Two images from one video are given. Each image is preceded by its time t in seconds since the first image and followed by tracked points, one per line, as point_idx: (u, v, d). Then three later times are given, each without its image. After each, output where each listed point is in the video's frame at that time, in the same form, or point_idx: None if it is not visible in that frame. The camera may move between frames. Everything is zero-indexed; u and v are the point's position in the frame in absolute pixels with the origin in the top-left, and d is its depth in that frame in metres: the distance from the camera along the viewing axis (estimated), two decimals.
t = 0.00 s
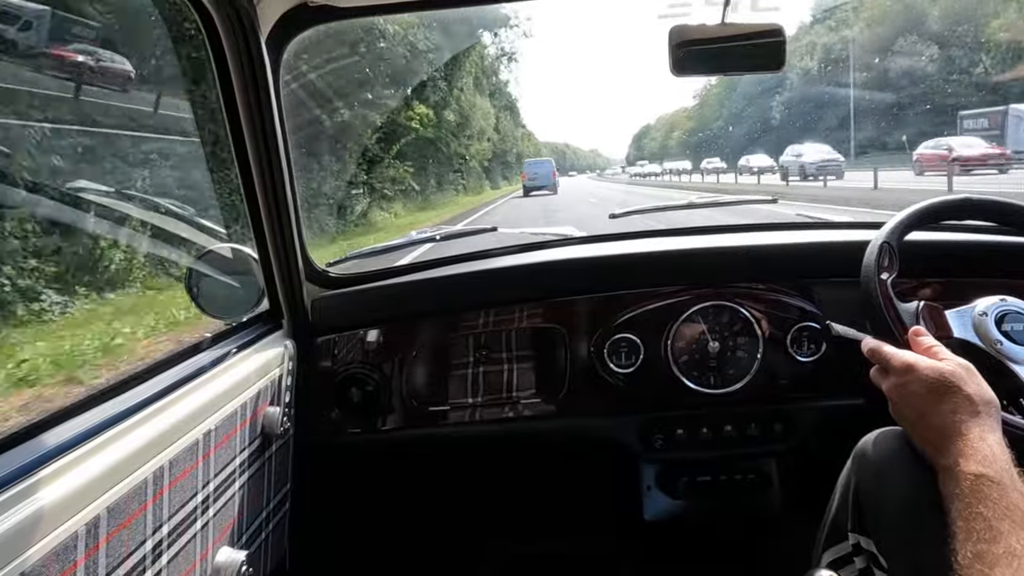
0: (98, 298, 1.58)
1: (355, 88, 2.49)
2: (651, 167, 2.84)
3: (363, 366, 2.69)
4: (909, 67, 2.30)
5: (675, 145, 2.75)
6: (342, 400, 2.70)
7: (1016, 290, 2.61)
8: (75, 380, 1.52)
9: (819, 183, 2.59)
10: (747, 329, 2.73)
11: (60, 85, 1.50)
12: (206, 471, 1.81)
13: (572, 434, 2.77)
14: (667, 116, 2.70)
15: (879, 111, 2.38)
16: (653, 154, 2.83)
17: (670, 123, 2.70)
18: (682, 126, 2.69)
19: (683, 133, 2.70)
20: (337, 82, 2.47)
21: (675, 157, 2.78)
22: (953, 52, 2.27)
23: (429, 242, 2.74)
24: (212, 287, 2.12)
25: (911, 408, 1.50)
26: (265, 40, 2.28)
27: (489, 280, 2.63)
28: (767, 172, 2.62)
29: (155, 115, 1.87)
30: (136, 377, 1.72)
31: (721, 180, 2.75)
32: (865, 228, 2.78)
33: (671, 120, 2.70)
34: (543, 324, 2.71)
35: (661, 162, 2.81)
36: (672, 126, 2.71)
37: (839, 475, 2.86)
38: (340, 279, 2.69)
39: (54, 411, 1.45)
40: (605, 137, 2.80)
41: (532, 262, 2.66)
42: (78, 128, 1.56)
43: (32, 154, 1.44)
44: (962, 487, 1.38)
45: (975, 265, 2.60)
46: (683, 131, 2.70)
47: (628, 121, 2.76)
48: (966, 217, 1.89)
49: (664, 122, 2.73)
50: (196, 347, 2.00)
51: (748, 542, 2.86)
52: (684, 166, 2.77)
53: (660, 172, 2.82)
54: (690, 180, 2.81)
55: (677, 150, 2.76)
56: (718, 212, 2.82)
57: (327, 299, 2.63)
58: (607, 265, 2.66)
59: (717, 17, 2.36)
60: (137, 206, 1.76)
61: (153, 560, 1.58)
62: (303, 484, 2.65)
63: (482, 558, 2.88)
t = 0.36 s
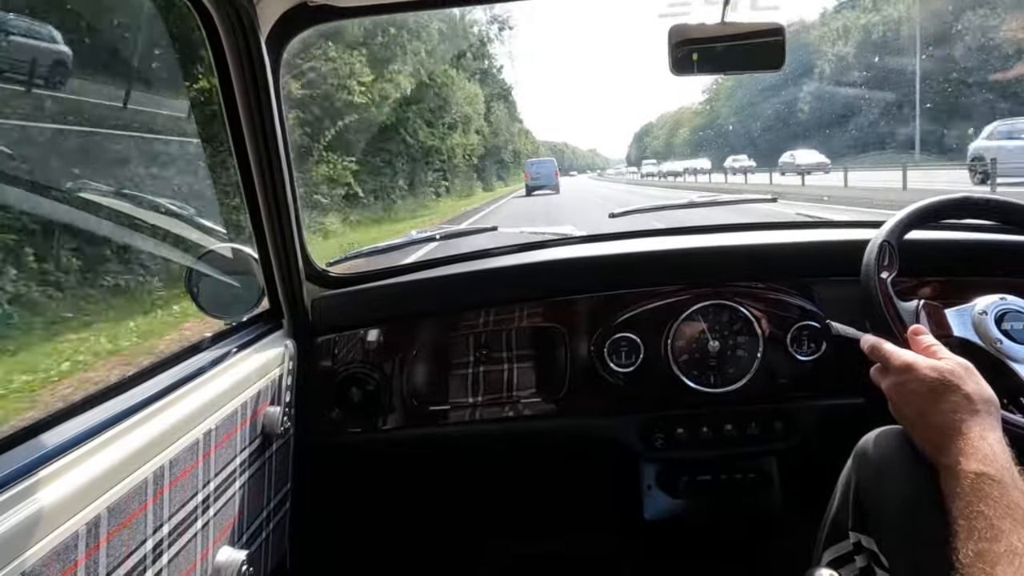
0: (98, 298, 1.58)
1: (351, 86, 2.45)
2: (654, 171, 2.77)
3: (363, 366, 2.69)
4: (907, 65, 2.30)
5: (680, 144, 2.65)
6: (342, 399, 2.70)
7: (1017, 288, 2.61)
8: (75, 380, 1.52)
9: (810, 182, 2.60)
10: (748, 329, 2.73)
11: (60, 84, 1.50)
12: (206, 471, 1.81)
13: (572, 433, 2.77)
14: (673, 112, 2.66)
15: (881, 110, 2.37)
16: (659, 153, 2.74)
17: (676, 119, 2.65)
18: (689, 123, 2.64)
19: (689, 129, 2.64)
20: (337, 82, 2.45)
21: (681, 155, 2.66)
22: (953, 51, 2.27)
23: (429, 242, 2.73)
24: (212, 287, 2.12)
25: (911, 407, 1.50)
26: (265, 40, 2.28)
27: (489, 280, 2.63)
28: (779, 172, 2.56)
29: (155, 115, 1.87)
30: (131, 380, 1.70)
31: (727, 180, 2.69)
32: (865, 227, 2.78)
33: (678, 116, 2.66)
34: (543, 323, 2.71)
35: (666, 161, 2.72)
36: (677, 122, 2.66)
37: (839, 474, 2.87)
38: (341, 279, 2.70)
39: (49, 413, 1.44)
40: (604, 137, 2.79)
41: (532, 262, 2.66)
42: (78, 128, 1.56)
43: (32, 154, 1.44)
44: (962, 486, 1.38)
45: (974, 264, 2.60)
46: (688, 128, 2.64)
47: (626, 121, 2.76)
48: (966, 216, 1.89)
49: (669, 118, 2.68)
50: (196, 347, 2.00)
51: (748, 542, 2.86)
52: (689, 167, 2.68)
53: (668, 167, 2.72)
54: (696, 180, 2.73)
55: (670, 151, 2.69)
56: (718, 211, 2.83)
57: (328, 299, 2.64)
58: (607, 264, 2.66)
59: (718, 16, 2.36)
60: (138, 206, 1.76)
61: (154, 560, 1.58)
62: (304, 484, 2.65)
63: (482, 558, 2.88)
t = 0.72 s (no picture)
0: (98, 301, 1.58)
1: (354, 89, 2.48)
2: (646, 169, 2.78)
3: (362, 367, 2.68)
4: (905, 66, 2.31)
5: (687, 144, 2.66)
6: (341, 400, 2.70)
7: (1016, 293, 2.61)
8: (73, 382, 1.52)
9: (792, 181, 2.62)
10: (747, 331, 2.73)
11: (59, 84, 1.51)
12: (204, 472, 1.81)
13: (571, 435, 2.77)
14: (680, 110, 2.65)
15: (880, 113, 2.38)
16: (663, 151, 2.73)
17: (681, 117, 2.65)
18: (697, 122, 2.64)
19: (698, 129, 2.63)
20: (336, 85, 2.47)
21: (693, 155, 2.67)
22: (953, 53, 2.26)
23: (430, 244, 2.74)
24: (211, 286, 2.12)
25: (910, 408, 1.50)
26: (266, 40, 2.28)
27: (488, 282, 2.63)
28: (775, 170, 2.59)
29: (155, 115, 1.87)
30: (128, 381, 1.69)
31: (721, 181, 2.70)
32: (864, 231, 2.79)
33: (685, 116, 2.66)
34: (543, 325, 2.71)
35: (670, 160, 2.72)
36: (682, 121, 2.66)
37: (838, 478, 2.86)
38: (340, 280, 2.70)
39: (47, 413, 1.44)
40: (601, 136, 2.78)
41: (531, 264, 2.67)
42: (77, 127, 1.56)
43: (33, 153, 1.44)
44: (961, 488, 1.38)
45: (974, 268, 2.60)
46: (696, 128, 2.64)
47: (626, 122, 2.75)
48: (968, 220, 1.89)
49: (675, 117, 2.67)
50: (195, 347, 2.00)
51: (746, 544, 2.86)
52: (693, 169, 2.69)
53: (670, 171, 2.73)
54: (704, 181, 2.72)
55: (676, 150, 2.69)
56: (717, 214, 2.83)
57: (328, 299, 2.64)
58: (606, 266, 2.66)
59: (718, 18, 2.40)
60: (137, 206, 1.76)
61: (151, 560, 1.58)
62: (303, 485, 2.65)
63: (481, 559, 2.88)
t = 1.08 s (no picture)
0: (95, 299, 1.57)
1: (348, 82, 2.43)
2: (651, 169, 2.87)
3: (360, 365, 2.69)
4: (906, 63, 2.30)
5: (693, 142, 2.68)
6: (340, 398, 2.70)
7: (1015, 291, 2.61)
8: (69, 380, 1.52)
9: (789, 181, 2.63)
10: (745, 329, 2.73)
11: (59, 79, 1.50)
12: (202, 469, 1.81)
13: (570, 433, 2.77)
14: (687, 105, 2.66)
15: (880, 112, 2.38)
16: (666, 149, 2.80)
17: (687, 115, 2.67)
18: (705, 118, 2.64)
19: (705, 126, 2.64)
20: (334, 84, 2.43)
21: (694, 155, 2.70)
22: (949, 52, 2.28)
23: (428, 241, 2.74)
24: (208, 284, 2.12)
25: (904, 407, 1.50)
26: (263, 37, 2.28)
27: (486, 280, 2.63)
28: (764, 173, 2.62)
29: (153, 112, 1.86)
30: (124, 380, 1.69)
31: (716, 181, 2.74)
32: (864, 228, 2.78)
33: (691, 112, 2.67)
34: (541, 323, 2.71)
35: (676, 158, 2.77)
36: (684, 119, 2.69)
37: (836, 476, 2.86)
38: (338, 278, 2.69)
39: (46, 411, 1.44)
40: (600, 137, 2.82)
41: (530, 262, 2.66)
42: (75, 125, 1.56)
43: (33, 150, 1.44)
44: (949, 487, 1.38)
45: (973, 266, 2.60)
46: (706, 124, 2.64)
47: (626, 123, 2.79)
48: (968, 218, 1.89)
49: (678, 114, 2.69)
50: (192, 345, 2.00)
51: (744, 543, 2.86)
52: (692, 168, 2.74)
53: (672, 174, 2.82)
54: (704, 181, 2.75)
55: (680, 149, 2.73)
56: (716, 211, 2.83)
57: (325, 297, 2.64)
58: (605, 264, 2.66)
59: (717, 16, 2.33)
60: (135, 203, 1.76)
61: (148, 558, 1.58)
62: (301, 482, 2.65)
63: (480, 554, 2.88)
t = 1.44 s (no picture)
0: (98, 302, 1.58)
1: (351, 83, 2.42)
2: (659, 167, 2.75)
3: (362, 367, 2.68)
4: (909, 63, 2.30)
5: (702, 138, 2.61)
6: (342, 400, 2.70)
7: (1018, 292, 2.61)
8: (70, 386, 1.51)
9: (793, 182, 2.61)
10: (748, 330, 2.72)
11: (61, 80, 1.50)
12: (205, 471, 1.81)
13: (572, 434, 2.77)
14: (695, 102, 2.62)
15: (884, 112, 2.36)
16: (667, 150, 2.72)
17: (694, 115, 2.63)
18: (715, 114, 2.59)
19: (716, 121, 2.58)
20: (337, 84, 2.42)
21: (703, 148, 2.62)
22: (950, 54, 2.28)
23: (430, 242, 2.74)
24: (212, 286, 2.12)
25: (909, 406, 1.50)
26: (266, 39, 2.28)
27: (489, 281, 2.63)
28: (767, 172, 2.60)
29: (157, 115, 1.87)
30: (125, 385, 1.68)
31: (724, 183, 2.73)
32: (866, 229, 2.78)
33: (697, 109, 2.63)
34: (543, 324, 2.71)
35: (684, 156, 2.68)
36: (687, 118, 2.64)
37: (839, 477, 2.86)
38: (341, 280, 2.69)
39: (47, 416, 1.43)
40: (598, 136, 2.77)
41: (532, 263, 2.66)
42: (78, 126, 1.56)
43: (37, 153, 1.44)
44: (958, 487, 1.37)
45: (977, 267, 2.59)
46: (717, 119, 2.58)
47: (626, 121, 2.74)
48: (973, 219, 1.88)
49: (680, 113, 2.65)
50: (195, 347, 2.00)
51: (747, 544, 2.86)
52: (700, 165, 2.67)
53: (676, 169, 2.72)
54: (707, 181, 2.73)
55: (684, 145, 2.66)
56: (718, 212, 2.83)
57: (327, 299, 2.64)
58: (607, 266, 2.66)
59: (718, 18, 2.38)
60: (137, 205, 1.76)
61: (152, 560, 1.58)
62: (304, 484, 2.65)
63: (483, 555, 2.88)
